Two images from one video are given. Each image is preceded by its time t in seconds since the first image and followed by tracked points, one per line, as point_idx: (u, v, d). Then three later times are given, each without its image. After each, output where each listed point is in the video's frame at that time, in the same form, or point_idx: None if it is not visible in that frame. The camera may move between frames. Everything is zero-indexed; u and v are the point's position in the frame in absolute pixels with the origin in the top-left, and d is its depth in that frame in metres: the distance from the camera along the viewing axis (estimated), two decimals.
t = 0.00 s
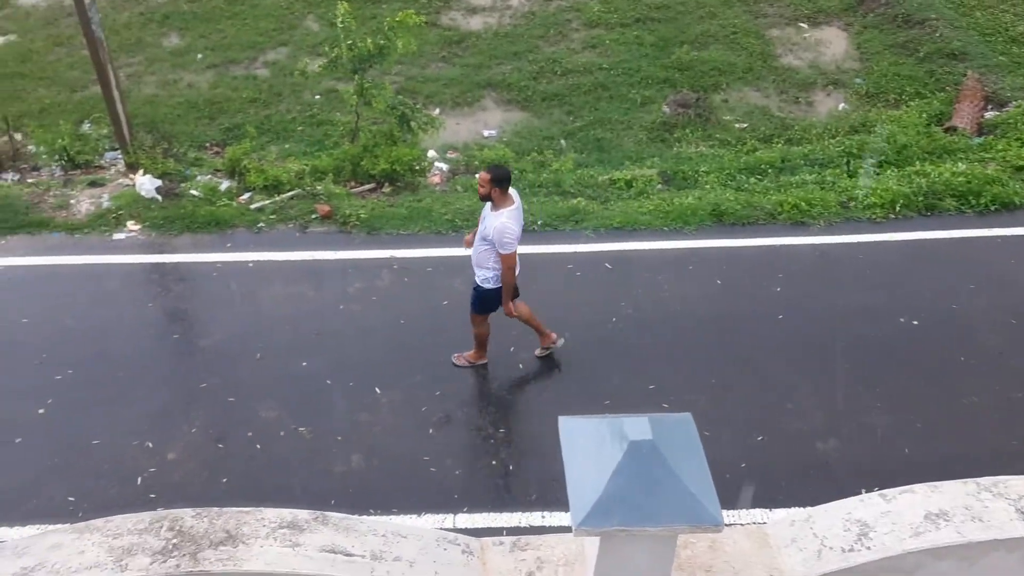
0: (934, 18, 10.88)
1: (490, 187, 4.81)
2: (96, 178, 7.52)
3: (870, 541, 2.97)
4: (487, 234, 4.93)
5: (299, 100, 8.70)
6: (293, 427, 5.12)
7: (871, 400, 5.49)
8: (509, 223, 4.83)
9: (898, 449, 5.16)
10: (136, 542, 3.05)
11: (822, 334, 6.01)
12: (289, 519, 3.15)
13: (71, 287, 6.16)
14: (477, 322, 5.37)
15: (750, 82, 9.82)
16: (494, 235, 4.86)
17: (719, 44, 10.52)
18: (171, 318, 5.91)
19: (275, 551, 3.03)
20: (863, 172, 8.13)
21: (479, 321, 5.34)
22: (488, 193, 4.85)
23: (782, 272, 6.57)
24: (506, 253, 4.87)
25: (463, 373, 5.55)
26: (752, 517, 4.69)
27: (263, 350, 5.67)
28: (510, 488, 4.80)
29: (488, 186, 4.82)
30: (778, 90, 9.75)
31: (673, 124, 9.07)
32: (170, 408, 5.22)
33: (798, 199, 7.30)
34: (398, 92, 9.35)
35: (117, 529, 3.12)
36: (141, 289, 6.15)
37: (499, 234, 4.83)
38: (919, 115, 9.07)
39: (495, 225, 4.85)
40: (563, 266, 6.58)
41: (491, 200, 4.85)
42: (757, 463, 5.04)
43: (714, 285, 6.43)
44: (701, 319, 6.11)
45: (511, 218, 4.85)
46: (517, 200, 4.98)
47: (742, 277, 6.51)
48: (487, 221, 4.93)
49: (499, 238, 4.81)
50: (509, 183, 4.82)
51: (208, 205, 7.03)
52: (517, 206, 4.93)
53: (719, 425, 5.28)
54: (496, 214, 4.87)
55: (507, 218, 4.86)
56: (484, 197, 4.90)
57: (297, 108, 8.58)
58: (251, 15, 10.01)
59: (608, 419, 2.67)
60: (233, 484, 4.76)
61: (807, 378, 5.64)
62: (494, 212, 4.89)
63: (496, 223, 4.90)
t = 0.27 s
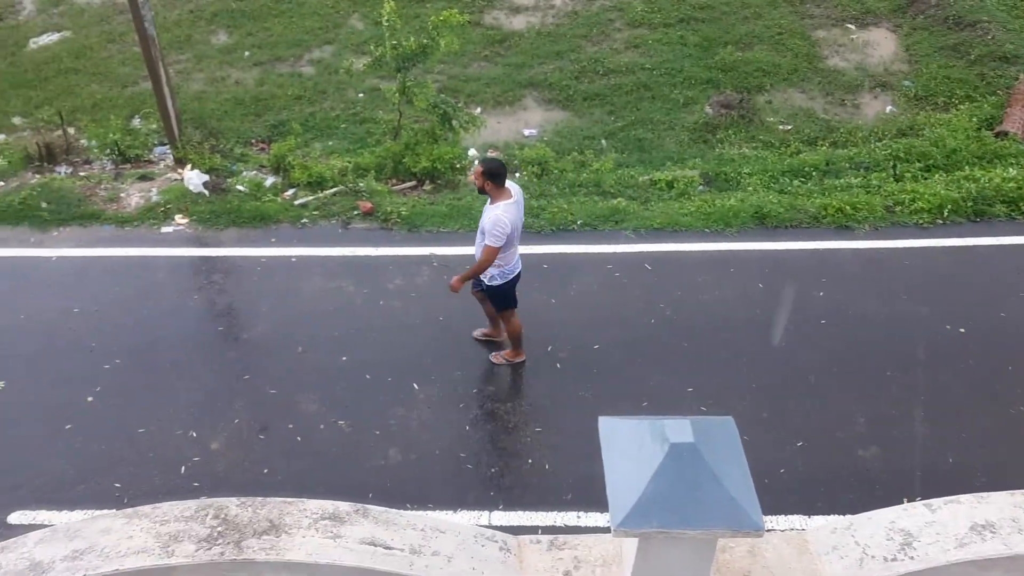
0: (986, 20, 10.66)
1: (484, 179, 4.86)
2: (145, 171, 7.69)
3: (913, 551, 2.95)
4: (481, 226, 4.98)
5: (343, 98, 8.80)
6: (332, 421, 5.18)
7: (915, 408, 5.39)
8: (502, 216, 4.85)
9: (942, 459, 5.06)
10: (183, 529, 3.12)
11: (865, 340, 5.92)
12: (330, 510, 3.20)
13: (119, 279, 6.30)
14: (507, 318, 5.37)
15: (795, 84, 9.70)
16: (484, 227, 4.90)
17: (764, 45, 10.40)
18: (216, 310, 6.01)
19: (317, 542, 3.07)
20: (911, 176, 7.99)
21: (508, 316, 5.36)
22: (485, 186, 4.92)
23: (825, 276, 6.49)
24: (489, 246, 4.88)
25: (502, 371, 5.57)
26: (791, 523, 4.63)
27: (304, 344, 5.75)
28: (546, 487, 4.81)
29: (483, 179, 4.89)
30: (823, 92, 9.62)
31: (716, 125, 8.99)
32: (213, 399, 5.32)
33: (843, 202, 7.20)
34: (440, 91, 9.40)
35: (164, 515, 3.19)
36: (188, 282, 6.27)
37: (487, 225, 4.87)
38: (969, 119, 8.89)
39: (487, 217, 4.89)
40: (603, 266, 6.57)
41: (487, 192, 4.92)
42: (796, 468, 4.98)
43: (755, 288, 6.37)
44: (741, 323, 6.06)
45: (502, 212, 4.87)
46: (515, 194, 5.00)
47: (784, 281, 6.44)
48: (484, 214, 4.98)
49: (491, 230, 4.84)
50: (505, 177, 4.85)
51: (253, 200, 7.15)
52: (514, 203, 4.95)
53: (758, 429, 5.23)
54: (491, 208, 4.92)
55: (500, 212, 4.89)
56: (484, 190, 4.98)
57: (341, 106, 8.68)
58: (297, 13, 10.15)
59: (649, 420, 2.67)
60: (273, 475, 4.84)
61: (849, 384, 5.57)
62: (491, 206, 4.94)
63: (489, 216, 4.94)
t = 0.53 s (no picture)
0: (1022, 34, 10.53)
1: (464, 175, 4.86)
2: (176, 164, 7.77)
3: (935, 568, 2.93)
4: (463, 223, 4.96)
5: (373, 97, 8.84)
6: (353, 416, 5.21)
7: (939, 424, 5.33)
8: (483, 212, 4.83)
9: (965, 476, 4.99)
10: (205, 518, 3.16)
11: (890, 354, 5.86)
12: (350, 505, 3.22)
13: (148, 269, 6.38)
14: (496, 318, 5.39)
15: (826, 94, 9.63)
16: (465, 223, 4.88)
17: (795, 53, 10.34)
18: (242, 303, 6.07)
19: (336, 535, 3.10)
20: (942, 189, 7.89)
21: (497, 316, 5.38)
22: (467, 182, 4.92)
23: (851, 288, 6.43)
24: (468, 241, 4.85)
25: (522, 373, 5.58)
26: (810, 536, 4.59)
27: (327, 339, 5.79)
28: (563, 490, 4.80)
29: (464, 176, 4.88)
30: (854, 102, 9.54)
31: (745, 132, 8.94)
32: (236, 390, 5.37)
33: (871, 214, 7.14)
34: (469, 91, 9.42)
35: (187, 503, 3.23)
36: (215, 274, 6.34)
37: (467, 221, 4.85)
38: (1002, 134, 8.78)
39: (468, 214, 4.87)
40: (627, 271, 6.55)
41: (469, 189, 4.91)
42: (816, 481, 4.94)
43: (780, 297, 6.33)
44: (765, 332, 6.02)
45: (483, 208, 4.84)
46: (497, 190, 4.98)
47: (810, 291, 6.39)
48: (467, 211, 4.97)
49: (472, 227, 4.82)
50: (485, 173, 4.83)
51: (281, 196, 7.21)
52: (496, 201, 4.93)
53: (778, 440, 5.20)
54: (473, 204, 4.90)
55: (481, 209, 4.86)
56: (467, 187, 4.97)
57: (370, 104, 8.73)
58: (330, 11, 10.23)
59: (671, 427, 2.66)
60: (293, 468, 4.87)
61: (872, 397, 5.52)
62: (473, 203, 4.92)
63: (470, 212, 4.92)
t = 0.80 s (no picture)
0: None
1: (449, 171, 4.85)
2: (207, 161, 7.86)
3: None
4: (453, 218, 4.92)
5: (402, 97, 8.89)
6: (377, 415, 5.23)
7: (968, 437, 5.25)
8: (473, 204, 4.82)
9: (993, 491, 4.91)
10: (231, 512, 3.18)
11: (918, 364, 5.79)
12: (375, 503, 3.23)
13: (177, 264, 6.46)
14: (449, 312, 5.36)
15: (857, 101, 9.53)
16: (458, 218, 4.85)
17: (827, 60, 10.25)
18: (269, 300, 6.12)
19: (361, 533, 3.11)
20: (974, 200, 7.78)
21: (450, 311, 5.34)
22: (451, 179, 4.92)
23: (880, 297, 6.36)
24: (468, 234, 4.83)
25: (546, 376, 5.58)
26: (834, 547, 4.54)
27: (353, 338, 5.82)
28: (585, 494, 4.79)
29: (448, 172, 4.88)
30: (886, 109, 9.43)
31: (774, 138, 8.88)
32: (262, 387, 5.41)
33: (901, 223, 7.06)
34: (497, 93, 9.43)
35: (214, 497, 3.26)
36: (243, 270, 6.40)
37: (461, 215, 4.82)
38: None
39: (459, 208, 4.85)
40: (652, 276, 6.53)
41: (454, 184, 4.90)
42: (840, 492, 4.89)
43: (807, 305, 6.27)
44: (791, 340, 5.97)
45: (475, 200, 4.84)
46: (481, 184, 4.99)
47: (838, 300, 6.33)
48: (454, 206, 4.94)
49: (464, 219, 4.79)
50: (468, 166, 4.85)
51: (310, 194, 7.27)
52: (484, 193, 4.94)
53: (803, 449, 5.15)
54: (461, 199, 4.89)
55: (471, 201, 4.86)
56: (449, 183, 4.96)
57: (399, 105, 8.77)
58: (360, 12, 10.29)
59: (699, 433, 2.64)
60: (317, 465, 4.90)
61: (899, 408, 5.45)
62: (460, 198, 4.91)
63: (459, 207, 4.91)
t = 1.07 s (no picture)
0: None
1: (437, 181, 4.79)
2: (243, 159, 7.95)
3: None
4: (445, 226, 4.90)
5: (435, 98, 8.93)
6: (406, 414, 5.26)
7: (1004, 450, 5.16)
8: (464, 213, 4.78)
9: None
10: (264, 506, 3.22)
11: (954, 375, 5.70)
12: (405, 501, 3.25)
13: (213, 261, 6.54)
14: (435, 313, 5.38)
15: (895, 107, 9.41)
16: (451, 226, 4.82)
17: (864, 65, 10.13)
18: (301, 298, 6.18)
19: (391, 531, 3.13)
20: (1014, 209, 7.64)
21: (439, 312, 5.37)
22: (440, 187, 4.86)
23: (915, 306, 6.28)
24: (464, 242, 4.81)
25: (575, 379, 5.57)
26: (865, 559, 4.48)
27: (383, 337, 5.85)
28: (612, 498, 4.77)
29: (436, 181, 4.82)
30: (924, 116, 9.30)
31: (809, 144, 8.79)
32: (293, 383, 5.46)
33: (939, 232, 6.96)
34: (530, 95, 9.44)
35: (248, 491, 3.30)
36: (276, 268, 6.47)
37: (454, 224, 4.79)
38: None
39: (451, 217, 4.82)
40: (683, 280, 6.49)
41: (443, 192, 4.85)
42: (872, 503, 4.82)
43: (840, 313, 6.20)
44: (824, 348, 5.91)
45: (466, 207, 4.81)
46: (470, 190, 4.93)
47: (872, 308, 6.25)
48: (444, 214, 4.91)
49: (455, 228, 4.76)
50: (456, 174, 4.79)
51: (343, 194, 7.33)
52: (473, 197, 4.91)
53: (834, 459, 5.09)
54: (451, 206, 4.85)
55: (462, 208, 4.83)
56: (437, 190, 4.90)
57: (432, 106, 8.81)
58: (395, 14, 10.36)
59: (731, 440, 2.61)
60: (346, 463, 4.94)
61: (933, 420, 5.37)
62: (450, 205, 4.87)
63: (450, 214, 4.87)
